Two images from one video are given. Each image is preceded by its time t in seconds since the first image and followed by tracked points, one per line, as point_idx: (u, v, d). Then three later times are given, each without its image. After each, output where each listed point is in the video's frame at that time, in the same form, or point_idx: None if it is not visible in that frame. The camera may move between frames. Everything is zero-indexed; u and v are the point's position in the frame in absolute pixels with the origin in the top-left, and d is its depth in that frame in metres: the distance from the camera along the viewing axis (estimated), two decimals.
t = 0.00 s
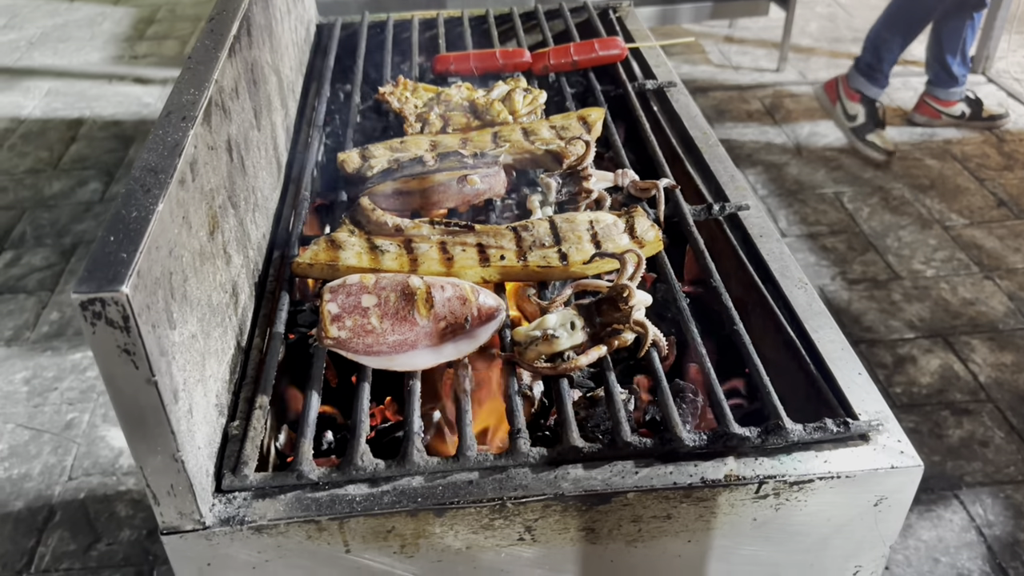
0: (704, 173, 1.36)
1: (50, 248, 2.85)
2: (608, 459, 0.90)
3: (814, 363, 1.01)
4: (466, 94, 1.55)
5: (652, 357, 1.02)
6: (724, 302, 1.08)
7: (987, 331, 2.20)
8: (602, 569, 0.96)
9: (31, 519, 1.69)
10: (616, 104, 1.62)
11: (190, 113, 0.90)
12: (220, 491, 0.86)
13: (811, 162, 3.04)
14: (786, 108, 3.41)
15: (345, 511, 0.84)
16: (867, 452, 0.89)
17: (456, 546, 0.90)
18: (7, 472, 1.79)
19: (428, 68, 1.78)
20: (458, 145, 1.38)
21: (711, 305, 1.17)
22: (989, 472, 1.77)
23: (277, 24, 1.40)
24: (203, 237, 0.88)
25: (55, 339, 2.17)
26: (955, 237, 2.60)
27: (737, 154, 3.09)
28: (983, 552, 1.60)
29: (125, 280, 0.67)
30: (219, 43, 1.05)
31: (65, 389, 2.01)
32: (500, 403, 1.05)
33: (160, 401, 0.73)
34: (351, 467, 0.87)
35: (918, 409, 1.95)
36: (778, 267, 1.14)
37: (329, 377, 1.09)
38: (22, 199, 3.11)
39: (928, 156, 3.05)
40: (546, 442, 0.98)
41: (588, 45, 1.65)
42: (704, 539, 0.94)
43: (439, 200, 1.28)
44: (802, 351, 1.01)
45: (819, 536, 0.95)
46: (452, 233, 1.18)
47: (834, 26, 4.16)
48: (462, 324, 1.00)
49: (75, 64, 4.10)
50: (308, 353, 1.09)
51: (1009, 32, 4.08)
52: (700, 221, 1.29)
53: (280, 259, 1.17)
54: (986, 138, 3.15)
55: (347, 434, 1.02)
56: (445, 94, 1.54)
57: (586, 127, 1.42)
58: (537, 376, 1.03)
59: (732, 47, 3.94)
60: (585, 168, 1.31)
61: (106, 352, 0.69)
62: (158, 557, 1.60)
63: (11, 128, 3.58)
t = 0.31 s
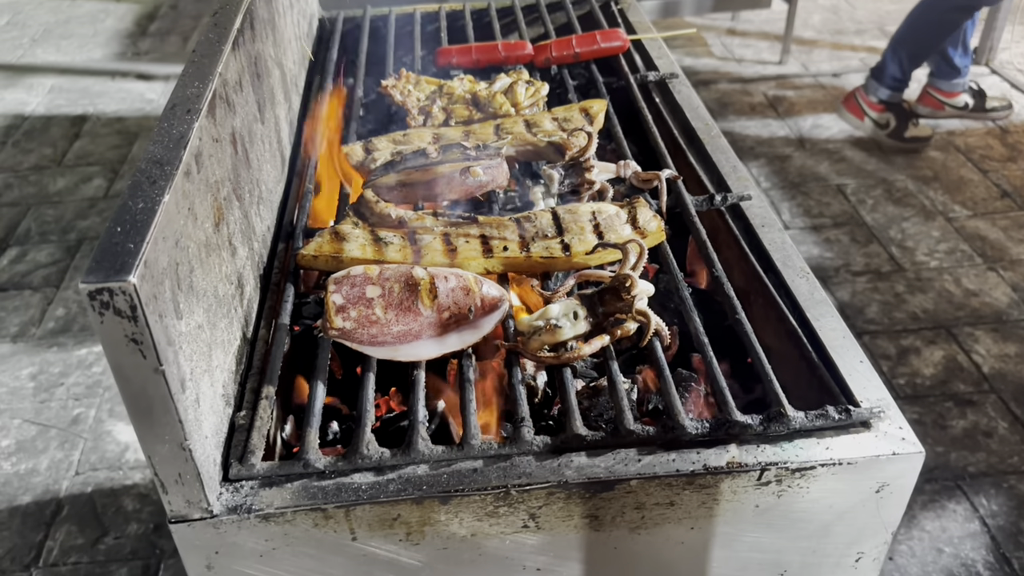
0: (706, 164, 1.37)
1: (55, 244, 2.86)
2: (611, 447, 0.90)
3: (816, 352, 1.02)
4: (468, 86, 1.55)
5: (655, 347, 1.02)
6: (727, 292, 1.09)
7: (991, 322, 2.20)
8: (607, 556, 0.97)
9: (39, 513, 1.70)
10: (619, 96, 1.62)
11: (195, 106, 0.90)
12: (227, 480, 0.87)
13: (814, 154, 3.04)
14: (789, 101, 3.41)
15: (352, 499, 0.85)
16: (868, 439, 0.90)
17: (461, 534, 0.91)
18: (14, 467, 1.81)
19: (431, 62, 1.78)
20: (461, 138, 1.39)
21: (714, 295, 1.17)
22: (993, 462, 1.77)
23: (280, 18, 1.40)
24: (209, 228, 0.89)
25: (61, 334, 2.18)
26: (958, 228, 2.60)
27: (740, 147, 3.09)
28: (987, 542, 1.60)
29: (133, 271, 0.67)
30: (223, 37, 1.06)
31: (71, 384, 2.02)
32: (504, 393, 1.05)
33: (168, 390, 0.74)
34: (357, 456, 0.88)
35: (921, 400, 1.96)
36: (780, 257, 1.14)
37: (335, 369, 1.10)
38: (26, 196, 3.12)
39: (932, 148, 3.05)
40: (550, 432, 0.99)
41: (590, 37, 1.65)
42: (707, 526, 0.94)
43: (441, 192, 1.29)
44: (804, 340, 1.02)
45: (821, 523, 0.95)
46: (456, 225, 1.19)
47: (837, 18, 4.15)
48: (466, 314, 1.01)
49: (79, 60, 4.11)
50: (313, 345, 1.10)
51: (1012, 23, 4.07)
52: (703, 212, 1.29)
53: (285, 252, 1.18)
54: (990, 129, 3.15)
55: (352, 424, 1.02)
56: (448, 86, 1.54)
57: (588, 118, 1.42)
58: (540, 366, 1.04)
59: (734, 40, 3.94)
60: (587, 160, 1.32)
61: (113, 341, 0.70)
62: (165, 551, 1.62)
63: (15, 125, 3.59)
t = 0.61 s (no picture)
0: (708, 166, 1.38)
1: (59, 248, 2.88)
2: (617, 445, 0.92)
3: (817, 350, 1.03)
4: (472, 90, 1.56)
5: (659, 346, 1.03)
6: (729, 291, 1.10)
7: (992, 321, 2.21)
8: (613, 552, 0.98)
9: (46, 516, 1.71)
10: (621, 98, 1.63)
11: (206, 111, 0.92)
12: (239, 479, 0.88)
13: (815, 155, 3.06)
14: (790, 102, 3.42)
15: (362, 496, 0.86)
16: (870, 436, 0.91)
17: (470, 531, 0.92)
18: (20, 470, 1.82)
19: (434, 66, 1.80)
20: (465, 141, 1.40)
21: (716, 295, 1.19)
22: (995, 461, 1.79)
23: (286, 23, 1.42)
24: (220, 231, 0.90)
25: (67, 338, 2.20)
26: (959, 228, 2.61)
27: (740, 148, 3.11)
28: (990, 540, 1.62)
29: (149, 273, 0.69)
30: (231, 42, 1.07)
31: (76, 388, 2.04)
32: (511, 392, 1.07)
33: (183, 390, 0.76)
34: (367, 455, 0.89)
35: (924, 399, 1.97)
36: (782, 256, 1.16)
37: (343, 370, 1.11)
38: (31, 200, 3.14)
39: (932, 148, 3.06)
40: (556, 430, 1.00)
41: (592, 41, 1.67)
42: (712, 522, 0.96)
43: (447, 194, 1.31)
44: (806, 338, 1.03)
45: (824, 519, 0.97)
46: (461, 227, 1.21)
47: (837, 19, 4.17)
48: (473, 315, 1.02)
49: (82, 65, 4.13)
50: (322, 345, 1.11)
51: (1011, 23, 4.09)
52: (704, 213, 1.30)
53: (293, 255, 1.19)
54: (990, 129, 3.16)
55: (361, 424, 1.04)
56: (452, 90, 1.56)
57: (592, 121, 1.43)
58: (545, 365, 1.05)
59: (734, 41, 3.95)
60: (590, 162, 1.34)
61: (130, 343, 0.72)
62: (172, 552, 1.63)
63: (18, 130, 3.60)
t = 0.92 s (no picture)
0: (706, 182, 1.40)
1: (60, 266, 2.89)
2: (619, 460, 0.92)
3: (817, 365, 1.04)
4: (473, 109, 1.58)
5: (660, 362, 1.04)
6: (729, 307, 1.11)
7: (991, 335, 2.22)
8: (616, 567, 0.98)
9: (46, 534, 1.71)
10: (620, 116, 1.65)
11: (212, 131, 0.93)
12: (244, 495, 0.89)
13: (813, 171, 3.07)
14: (787, 118, 3.45)
15: (366, 513, 0.87)
16: (870, 450, 0.92)
17: (473, 546, 0.93)
18: (21, 488, 1.82)
19: (435, 85, 1.82)
20: (467, 159, 1.42)
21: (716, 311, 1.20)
22: (995, 474, 1.79)
23: (289, 43, 1.44)
24: (226, 249, 0.91)
25: (67, 356, 2.20)
26: (956, 243, 2.63)
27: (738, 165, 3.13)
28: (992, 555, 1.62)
29: (157, 292, 0.70)
30: (236, 64, 1.09)
31: (78, 406, 2.04)
32: (513, 408, 1.07)
33: (189, 408, 0.76)
34: (371, 471, 0.90)
35: (924, 413, 1.98)
36: (781, 272, 1.17)
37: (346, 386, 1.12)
38: (32, 219, 3.15)
39: (929, 164, 3.08)
40: (558, 446, 1.01)
41: (591, 60, 1.69)
42: (714, 537, 0.96)
43: (448, 212, 1.32)
44: (805, 353, 1.04)
45: (825, 533, 0.97)
46: (463, 245, 1.22)
47: (833, 37, 4.21)
48: (475, 331, 1.03)
49: (83, 85, 4.16)
50: (327, 362, 1.12)
51: (1006, 40, 4.12)
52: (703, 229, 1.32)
53: (297, 272, 1.20)
54: (986, 145, 3.19)
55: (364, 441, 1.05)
56: (453, 109, 1.57)
57: (591, 139, 1.45)
58: (547, 381, 1.06)
59: (732, 59, 3.99)
60: (590, 180, 1.34)
61: (138, 360, 0.73)
62: (172, 571, 1.63)
63: (20, 149, 3.63)
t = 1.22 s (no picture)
0: (702, 228, 1.42)
1: (62, 307, 2.91)
2: (619, 506, 0.93)
3: (814, 410, 1.05)
4: (473, 155, 1.61)
5: (659, 407, 1.05)
6: (727, 353, 1.13)
7: (989, 375, 2.23)
8: None
9: None
10: (617, 162, 1.69)
11: (220, 183, 0.96)
12: (248, 543, 0.89)
13: (809, 211, 3.11)
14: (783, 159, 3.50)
15: (368, 560, 0.87)
16: (868, 495, 0.93)
17: None
18: (18, 531, 1.82)
19: (436, 131, 1.86)
20: (467, 206, 1.44)
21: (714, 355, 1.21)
22: (996, 515, 1.79)
23: (294, 93, 1.48)
24: (233, 298, 0.93)
25: (67, 398, 2.20)
26: (953, 282, 2.65)
27: (735, 206, 3.16)
28: None
29: (167, 343, 0.71)
30: (242, 116, 1.13)
31: (77, 448, 2.04)
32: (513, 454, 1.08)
33: (195, 456, 0.78)
34: (373, 518, 0.91)
35: (924, 453, 1.98)
36: (777, 317, 1.19)
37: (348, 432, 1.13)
38: (34, 260, 3.17)
39: (924, 204, 3.12)
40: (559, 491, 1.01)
41: (589, 108, 1.73)
42: None
43: (450, 259, 1.33)
44: (802, 398, 1.05)
45: None
46: (464, 289, 1.23)
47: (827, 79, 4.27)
48: (476, 376, 1.04)
49: (87, 127, 4.21)
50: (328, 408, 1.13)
51: (998, 81, 4.19)
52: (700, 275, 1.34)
53: (301, 317, 1.22)
54: (980, 185, 3.23)
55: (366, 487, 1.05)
56: (454, 156, 1.60)
57: (589, 185, 1.47)
58: (548, 427, 1.06)
59: (727, 101, 4.05)
60: (588, 226, 1.38)
61: (146, 411, 0.74)
62: None
63: (24, 190, 3.66)
